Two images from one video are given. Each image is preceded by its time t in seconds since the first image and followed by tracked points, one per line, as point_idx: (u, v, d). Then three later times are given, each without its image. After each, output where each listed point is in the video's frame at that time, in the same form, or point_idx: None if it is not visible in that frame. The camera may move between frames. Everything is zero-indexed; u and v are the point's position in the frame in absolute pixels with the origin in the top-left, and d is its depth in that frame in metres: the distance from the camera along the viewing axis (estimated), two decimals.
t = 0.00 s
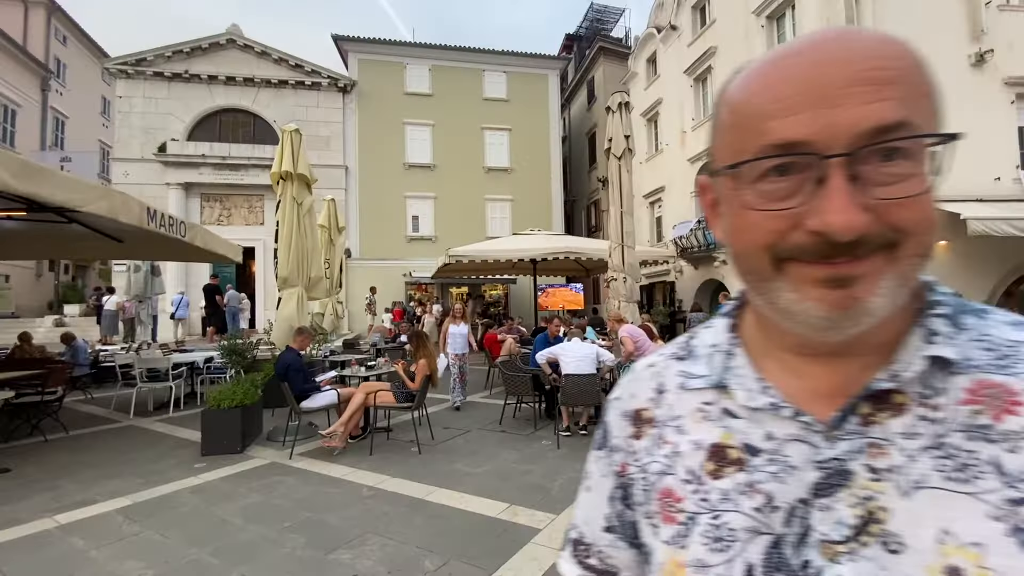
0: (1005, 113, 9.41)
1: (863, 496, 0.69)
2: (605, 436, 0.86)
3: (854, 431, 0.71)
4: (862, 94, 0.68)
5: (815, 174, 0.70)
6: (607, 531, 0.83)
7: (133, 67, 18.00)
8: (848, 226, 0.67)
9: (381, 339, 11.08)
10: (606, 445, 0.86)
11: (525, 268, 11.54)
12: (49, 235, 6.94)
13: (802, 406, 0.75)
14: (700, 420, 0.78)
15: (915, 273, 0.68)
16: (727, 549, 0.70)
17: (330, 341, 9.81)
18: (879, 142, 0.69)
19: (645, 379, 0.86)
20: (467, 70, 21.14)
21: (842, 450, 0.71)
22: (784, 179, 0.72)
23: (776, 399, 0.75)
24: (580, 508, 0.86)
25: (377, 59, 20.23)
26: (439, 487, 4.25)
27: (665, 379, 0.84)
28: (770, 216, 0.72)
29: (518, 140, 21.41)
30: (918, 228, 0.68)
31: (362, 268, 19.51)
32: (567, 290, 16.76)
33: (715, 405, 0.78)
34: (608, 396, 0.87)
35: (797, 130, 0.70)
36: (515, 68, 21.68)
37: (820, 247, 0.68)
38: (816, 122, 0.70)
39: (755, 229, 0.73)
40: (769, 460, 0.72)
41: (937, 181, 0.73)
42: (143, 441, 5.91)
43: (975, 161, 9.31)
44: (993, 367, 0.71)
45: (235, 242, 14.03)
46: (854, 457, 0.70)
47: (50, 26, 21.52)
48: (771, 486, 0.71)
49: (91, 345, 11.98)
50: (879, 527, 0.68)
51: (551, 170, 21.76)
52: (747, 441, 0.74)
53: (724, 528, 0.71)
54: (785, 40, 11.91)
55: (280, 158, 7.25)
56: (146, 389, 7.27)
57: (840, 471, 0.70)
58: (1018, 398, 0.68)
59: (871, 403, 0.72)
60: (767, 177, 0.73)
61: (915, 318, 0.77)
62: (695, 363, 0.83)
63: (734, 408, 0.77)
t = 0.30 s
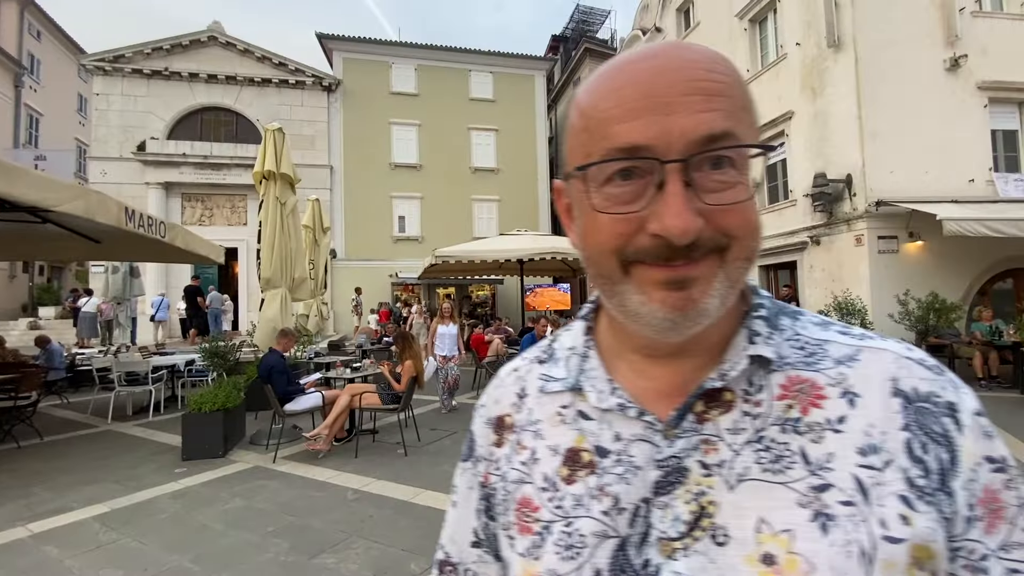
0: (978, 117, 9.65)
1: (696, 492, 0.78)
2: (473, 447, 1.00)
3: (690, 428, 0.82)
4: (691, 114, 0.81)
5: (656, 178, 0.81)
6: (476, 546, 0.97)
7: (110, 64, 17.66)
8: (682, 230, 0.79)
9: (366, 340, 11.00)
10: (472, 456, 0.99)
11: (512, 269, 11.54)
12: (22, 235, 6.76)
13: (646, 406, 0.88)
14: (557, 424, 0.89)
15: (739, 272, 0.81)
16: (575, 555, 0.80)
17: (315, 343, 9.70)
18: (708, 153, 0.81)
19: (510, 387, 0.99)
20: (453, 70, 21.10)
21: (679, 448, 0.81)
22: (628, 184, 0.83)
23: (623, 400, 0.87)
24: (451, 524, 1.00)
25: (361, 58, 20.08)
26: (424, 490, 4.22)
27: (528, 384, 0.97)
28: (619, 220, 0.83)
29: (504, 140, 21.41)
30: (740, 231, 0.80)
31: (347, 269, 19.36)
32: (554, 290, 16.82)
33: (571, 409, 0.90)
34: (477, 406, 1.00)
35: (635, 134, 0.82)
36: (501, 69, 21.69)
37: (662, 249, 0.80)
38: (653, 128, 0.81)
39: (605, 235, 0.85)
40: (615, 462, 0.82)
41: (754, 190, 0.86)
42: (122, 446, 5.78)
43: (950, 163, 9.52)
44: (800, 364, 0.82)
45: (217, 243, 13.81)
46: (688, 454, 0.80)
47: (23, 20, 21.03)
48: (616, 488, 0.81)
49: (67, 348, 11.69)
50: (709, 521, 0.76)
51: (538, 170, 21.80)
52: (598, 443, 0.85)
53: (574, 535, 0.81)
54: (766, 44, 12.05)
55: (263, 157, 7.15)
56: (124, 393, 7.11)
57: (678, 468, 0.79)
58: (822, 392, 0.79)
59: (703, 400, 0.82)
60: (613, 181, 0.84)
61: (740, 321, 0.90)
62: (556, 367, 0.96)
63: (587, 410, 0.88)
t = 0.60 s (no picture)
0: (971, 117, 9.71)
1: (528, 507, 0.77)
2: (312, 470, 0.96)
3: (526, 441, 0.81)
4: (547, 129, 0.82)
5: (505, 191, 0.82)
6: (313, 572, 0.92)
7: (104, 66, 17.58)
8: (529, 245, 0.79)
9: (362, 342, 10.99)
10: (311, 479, 0.95)
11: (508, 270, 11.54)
12: (14, 238, 6.71)
13: (491, 417, 0.88)
14: (399, 441, 0.87)
15: (583, 287, 0.83)
16: None
17: (311, 345, 9.67)
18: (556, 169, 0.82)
19: (353, 404, 0.96)
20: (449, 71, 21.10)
21: (516, 462, 0.80)
22: (478, 193, 0.83)
23: (467, 414, 0.86)
24: (289, 552, 0.95)
25: (357, 60, 20.07)
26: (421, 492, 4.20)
27: (372, 399, 0.94)
28: (467, 229, 0.83)
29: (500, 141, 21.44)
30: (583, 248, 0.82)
31: (344, 271, 19.34)
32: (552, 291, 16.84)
33: (413, 424, 0.88)
34: (317, 424, 0.97)
35: (494, 141, 0.81)
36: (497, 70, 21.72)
37: (511, 262, 0.80)
38: (501, 139, 0.82)
39: (455, 244, 0.84)
40: (453, 478, 0.81)
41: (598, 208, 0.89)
42: (116, 450, 5.74)
43: (941, 163, 9.57)
44: (630, 374, 0.84)
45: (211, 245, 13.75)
46: (524, 467, 0.79)
47: (15, 21, 20.93)
48: (451, 507, 0.78)
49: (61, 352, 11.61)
50: (539, 536, 0.75)
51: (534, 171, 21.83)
52: (437, 460, 0.83)
53: (405, 559, 0.79)
54: (760, 45, 12.12)
55: (258, 158, 7.14)
56: (119, 396, 7.07)
57: (513, 482, 0.78)
58: (644, 402, 0.81)
59: (542, 413, 0.82)
60: (462, 189, 0.84)
61: (580, 333, 0.92)
62: (403, 381, 0.95)
63: (430, 426, 0.87)
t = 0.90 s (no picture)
0: (976, 116, 9.65)
1: (357, 514, 0.77)
2: (93, 491, 0.82)
3: (358, 448, 0.81)
4: (378, 136, 0.83)
5: (332, 195, 0.82)
6: None
7: (109, 71, 17.71)
8: (354, 251, 0.80)
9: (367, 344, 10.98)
10: (92, 501, 0.82)
11: (513, 272, 11.53)
12: (21, 242, 6.76)
13: (321, 427, 0.88)
14: (212, 456, 0.81)
15: (418, 295, 0.86)
16: None
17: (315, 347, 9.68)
18: (387, 178, 0.84)
19: (156, 413, 0.86)
20: (452, 73, 21.14)
21: (346, 471, 0.79)
22: (302, 194, 0.83)
23: (293, 424, 0.83)
24: None
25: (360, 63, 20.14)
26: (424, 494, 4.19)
27: (181, 409, 0.86)
28: (292, 231, 0.83)
29: (503, 142, 21.45)
30: (418, 257, 0.85)
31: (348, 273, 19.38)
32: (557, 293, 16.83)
33: (231, 436, 0.82)
34: (106, 434, 0.84)
35: (319, 140, 0.81)
36: (500, 72, 21.73)
37: (337, 268, 0.81)
38: (330, 138, 0.82)
39: (276, 246, 0.83)
40: (275, 492, 0.78)
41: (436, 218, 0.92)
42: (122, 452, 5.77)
43: (945, 163, 9.52)
44: (464, 377, 0.88)
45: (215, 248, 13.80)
46: (355, 475, 0.79)
47: (21, 26, 21.12)
48: (271, 523, 0.75)
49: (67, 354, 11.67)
50: (367, 541, 0.75)
51: (537, 172, 21.83)
52: (258, 475, 0.79)
53: None
54: (764, 44, 12.09)
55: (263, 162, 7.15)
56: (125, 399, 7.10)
57: (342, 491, 0.78)
58: (476, 402, 0.85)
59: (377, 419, 0.83)
60: (285, 187, 0.83)
61: (419, 340, 0.94)
62: (219, 388, 0.88)
63: (250, 437, 0.82)
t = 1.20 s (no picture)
0: (985, 115, 9.57)
1: None
2: None
3: (225, 503, 0.73)
4: (230, 111, 0.72)
5: (177, 179, 0.71)
6: None
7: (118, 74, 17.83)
8: (205, 249, 0.69)
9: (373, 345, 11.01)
10: None
11: (518, 272, 11.54)
12: (30, 244, 6.82)
13: (175, 475, 0.78)
14: (12, 531, 0.69)
15: (296, 303, 0.77)
16: None
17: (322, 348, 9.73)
18: (249, 164, 0.74)
19: None
20: (456, 74, 21.17)
21: (212, 530, 0.72)
22: (131, 173, 0.70)
23: (136, 476, 0.74)
24: None
25: (365, 64, 20.20)
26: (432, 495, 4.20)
27: None
28: (119, 225, 0.69)
29: (508, 143, 21.46)
30: (293, 255, 0.75)
31: (354, 274, 19.44)
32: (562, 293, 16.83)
33: (44, 498, 0.72)
34: None
35: (148, 102, 0.70)
36: (504, 72, 21.74)
37: (183, 272, 0.68)
38: (174, 104, 0.70)
39: (96, 244, 0.69)
40: (111, 564, 0.69)
41: (320, 208, 0.82)
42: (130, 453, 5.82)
43: (954, 162, 9.43)
44: (365, 404, 0.85)
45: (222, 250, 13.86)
46: (225, 534, 0.71)
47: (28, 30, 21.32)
48: None
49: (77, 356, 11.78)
50: None
51: (542, 173, 21.82)
52: (84, 548, 0.70)
53: None
54: (770, 43, 12.03)
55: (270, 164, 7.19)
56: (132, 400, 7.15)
57: (210, 555, 0.70)
58: (381, 430, 0.83)
59: (255, 459, 0.76)
60: (105, 164, 0.70)
61: (308, 359, 0.89)
62: (23, 440, 0.75)
63: (74, 499, 0.72)
